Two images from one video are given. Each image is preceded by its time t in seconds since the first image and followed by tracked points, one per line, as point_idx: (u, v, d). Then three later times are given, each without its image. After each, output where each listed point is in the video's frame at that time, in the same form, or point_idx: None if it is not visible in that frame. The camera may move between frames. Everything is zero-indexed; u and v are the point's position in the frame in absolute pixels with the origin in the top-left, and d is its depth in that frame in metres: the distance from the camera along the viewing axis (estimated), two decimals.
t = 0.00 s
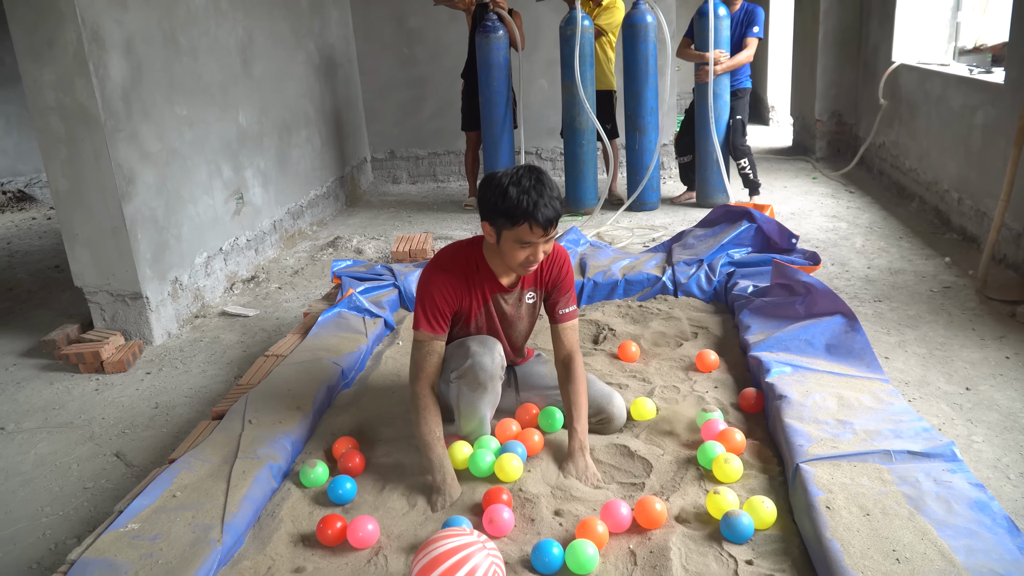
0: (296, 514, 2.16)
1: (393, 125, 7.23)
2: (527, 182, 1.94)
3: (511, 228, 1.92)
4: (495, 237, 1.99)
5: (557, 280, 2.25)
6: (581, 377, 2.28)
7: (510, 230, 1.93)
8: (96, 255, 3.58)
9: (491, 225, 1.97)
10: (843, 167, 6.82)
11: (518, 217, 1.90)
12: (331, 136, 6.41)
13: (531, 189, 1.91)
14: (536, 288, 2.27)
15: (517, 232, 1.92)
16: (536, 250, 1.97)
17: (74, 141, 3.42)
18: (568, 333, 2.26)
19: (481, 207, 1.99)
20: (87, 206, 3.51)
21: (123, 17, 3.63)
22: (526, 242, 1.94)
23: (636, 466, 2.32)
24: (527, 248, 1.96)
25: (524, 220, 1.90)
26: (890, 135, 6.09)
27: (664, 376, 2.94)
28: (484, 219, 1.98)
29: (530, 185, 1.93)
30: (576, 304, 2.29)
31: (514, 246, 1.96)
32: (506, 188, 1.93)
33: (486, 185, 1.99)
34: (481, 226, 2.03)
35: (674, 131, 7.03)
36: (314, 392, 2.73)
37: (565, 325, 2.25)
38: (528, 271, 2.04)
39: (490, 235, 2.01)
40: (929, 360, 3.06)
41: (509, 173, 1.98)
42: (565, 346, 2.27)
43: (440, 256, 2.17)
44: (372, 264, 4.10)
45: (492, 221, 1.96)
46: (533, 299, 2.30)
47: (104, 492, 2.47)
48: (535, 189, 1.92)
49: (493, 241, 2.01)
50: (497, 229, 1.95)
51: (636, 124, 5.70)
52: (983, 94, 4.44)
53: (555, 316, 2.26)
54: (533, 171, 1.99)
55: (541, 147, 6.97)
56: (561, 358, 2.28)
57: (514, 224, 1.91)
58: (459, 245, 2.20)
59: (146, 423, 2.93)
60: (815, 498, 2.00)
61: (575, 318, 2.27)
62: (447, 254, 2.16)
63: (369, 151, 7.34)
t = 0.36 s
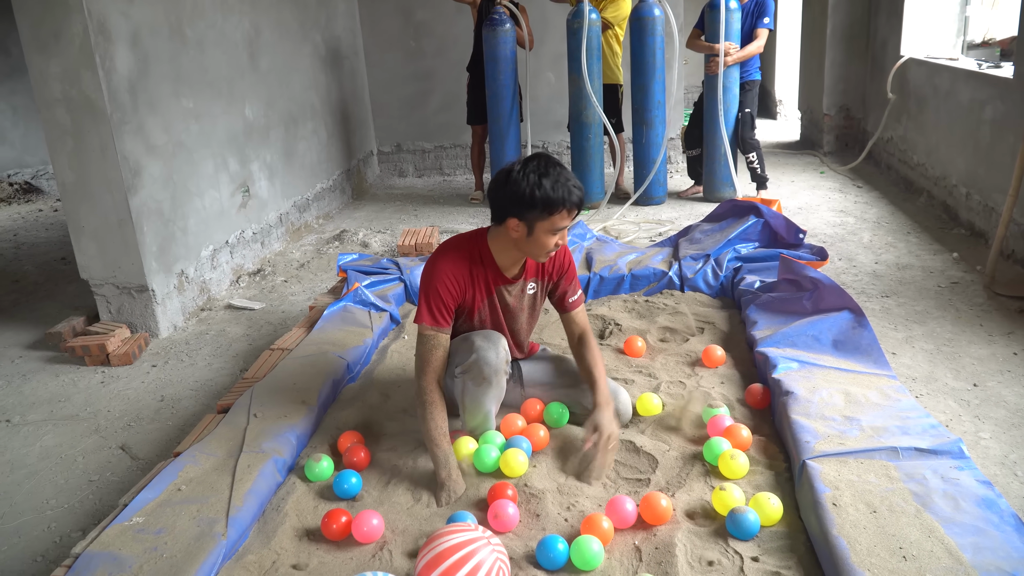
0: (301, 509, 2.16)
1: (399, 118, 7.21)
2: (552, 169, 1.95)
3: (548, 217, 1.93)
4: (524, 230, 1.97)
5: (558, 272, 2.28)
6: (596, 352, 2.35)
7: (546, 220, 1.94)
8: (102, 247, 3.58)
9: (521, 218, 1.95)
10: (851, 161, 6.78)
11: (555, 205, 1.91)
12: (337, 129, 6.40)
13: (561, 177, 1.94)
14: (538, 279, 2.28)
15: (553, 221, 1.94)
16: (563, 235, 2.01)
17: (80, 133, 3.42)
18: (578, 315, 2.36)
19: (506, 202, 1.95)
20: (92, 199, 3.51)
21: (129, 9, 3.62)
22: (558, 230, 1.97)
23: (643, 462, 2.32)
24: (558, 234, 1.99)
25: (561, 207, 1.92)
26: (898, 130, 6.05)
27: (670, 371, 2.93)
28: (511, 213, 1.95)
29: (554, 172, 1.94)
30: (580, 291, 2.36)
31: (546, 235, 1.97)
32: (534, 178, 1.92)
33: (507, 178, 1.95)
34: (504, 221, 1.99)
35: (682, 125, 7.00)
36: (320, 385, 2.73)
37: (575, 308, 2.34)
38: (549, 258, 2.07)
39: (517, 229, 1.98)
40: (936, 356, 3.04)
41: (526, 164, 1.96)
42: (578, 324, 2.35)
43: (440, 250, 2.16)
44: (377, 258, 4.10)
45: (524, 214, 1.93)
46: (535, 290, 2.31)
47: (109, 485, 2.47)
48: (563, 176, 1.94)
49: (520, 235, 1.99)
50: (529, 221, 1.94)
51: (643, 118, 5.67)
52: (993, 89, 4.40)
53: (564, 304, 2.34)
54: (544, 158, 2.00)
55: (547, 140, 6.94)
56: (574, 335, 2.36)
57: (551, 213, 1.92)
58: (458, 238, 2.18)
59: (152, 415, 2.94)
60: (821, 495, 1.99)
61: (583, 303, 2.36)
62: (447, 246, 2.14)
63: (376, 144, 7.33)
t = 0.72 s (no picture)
0: (304, 504, 2.16)
1: (404, 111, 7.19)
2: (581, 164, 1.99)
3: (576, 211, 1.97)
4: (552, 222, 1.99)
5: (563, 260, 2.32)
6: (603, 317, 2.60)
7: (573, 213, 1.97)
8: (106, 240, 3.58)
9: (549, 209, 1.97)
10: (857, 158, 6.74)
11: (585, 199, 1.95)
12: (343, 122, 6.39)
13: (589, 172, 1.98)
14: (545, 267, 2.31)
15: (580, 214, 1.98)
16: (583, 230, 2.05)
17: (85, 125, 3.42)
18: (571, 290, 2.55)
19: (535, 192, 1.96)
20: (97, 191, 3.51)
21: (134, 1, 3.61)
22: (581, 224, 2.01)
23: (647, 459, 2.31)
24: (579, 228, 2.03)
25: (588, 201, 1.97)
26: (905, 126, 6.01)
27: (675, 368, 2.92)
28: (540, 203, 1.97)
29: (584, 167, 1.99)
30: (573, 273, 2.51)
31: (571, 229, 2.00)
32: (567, 170, 1.95)
33: (538, 170, 1.96)
34: (531, 211, 1.99)
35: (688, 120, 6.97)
36: (323, 379, 2.73)
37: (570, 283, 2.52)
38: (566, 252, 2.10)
39: (543, 220, 2.00)
40: (942, 354, 3.03)
41: (555, 156, 1.99)
42: (574, 297, 2.55)
43: (452, 244, 2.15)
44: (382, 252, 4.09)
45: (554, 206, 1.96)
46: (543, 280, 2.33)
47: (112, 478, 2.47)
48: (591, 172, 1.98)
49: (545, 226, 2.01)
50: (557, 213, 1.97)
51: (649, 113, 5.64)
52: (1001, 86, 4.37)
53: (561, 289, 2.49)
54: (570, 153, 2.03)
55: (552, 135, 6.92)
56: (573, 306, 2.56)
57: (579, 207, 1.96)
58: (468, 232, 2.18)
59: (155, 408, 2.94)
60: (827, 493, 1.98)
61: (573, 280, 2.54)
62: (459, 239, 2.14)
63: (381, 138, 7.31)
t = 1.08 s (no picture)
0: (305, 503, 2.15)
1: (405, 107, 7.17)
2: (608, 172, 1.96)
3: (597, 218, 1.96)
4: (571, 225, 1.98)
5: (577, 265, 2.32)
6: (637, 347, 2.44)
7: (593, 220, 1.96)
8: (107, 236, 3.57)
9: (570, 213, 1.96)
10: (859, 155, 6.72)
11: (607, 207, 1.94)
12: (343, 118, 6.37)
13: (616, 181, 1.96)
14: (557, 274, 2.29)
15: (600, 222, 1.97)
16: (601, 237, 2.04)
17: (85, 121, 3.40)
18: (600, 309, 2.44)
19: (560, 194, 1.95)
20: (98, 187, 3.50)
21: None
22: (599, 231, 2.00)
23: (649, 459, 2.30)
24: (597, 235, 2.02)
25: (609, 210, 1.95)
26: (907, 123, 5.99)
27: (677, 367, 2.91)
28: (562, 205, 1.95)
29: (612, 174, 1.97)
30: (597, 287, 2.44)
31: (588, 235, 2.00)
32: (594, 177, 1.93)
33: (565, 172, 1.94)
34: (552, 212, 1.98)
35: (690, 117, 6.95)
36: (324, 378, 2.72)
37: (595, 302, 2.42)
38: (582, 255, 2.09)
39: (564, 222, 1.99)
40: (944, 352, 3.02)
41: (584, 159, 1.97)
42: (604, 318, 2.44)
43: (471, 236, 2.15)
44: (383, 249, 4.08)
45: (576, 211, 1.94)
46: (555, 284, 2.31)
47: (112, 476, 2.47)
48: (617, 180, 1.97)
49: (564, 228, 2.00)
50: (577, 218, 1.96)
51: (651, 110, 5.62)
52: (1003, 83, 4.35)
53: (585, 299, 2.41)
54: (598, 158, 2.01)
55: (554, 131, 6.90)
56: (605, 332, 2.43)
57: (600, 215, 1.95)
58: (489, 226, 2.19)
59: (156, 406, 2.93)
60: (830, 493, 1.98)
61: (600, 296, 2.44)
62: (478, 232, 2.14)
63: (382, 134, 7.29)
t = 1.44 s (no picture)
0: (304, 503, 2.15)
1: (405, 105, 7.15)
2: (602, 171, 1.93)
3: (580, 214, 1.92)
4: (557, 218, 1.97)
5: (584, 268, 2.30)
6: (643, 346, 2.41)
7: (577, 215, 1.93)
8: (105, 235, 3.56)
9: (556, 206, 1.95)
10: (859, 154, 6.71)
11: (591, 204, 1.90)
12: (342, 117, 6.36)
13: (608, 180, 1.92)
14: (564, 274, 2.28)
15: (585, 219, 1.93)
16: (594, 240, 1.98)
17: (83, 119, 3.39)
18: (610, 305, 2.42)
19: (548, 186, 1.97)
20: (96, 186, 3.48)
21: None
22: (588, 231, 1.95)
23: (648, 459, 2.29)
24: (587, 236, 1.97)
25: (594, 207, 1.91)
26: (907, 122, 5.98)
27: (677, 366, 2.90)
28: (549, 197, 1.96)
29: (608, 174, 1.94)
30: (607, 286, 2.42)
31: (575, 232, 1.96)
32: (583, 170, 1.92)
33: (557, 166, 1.96)
34: (543, 205, 2.00)
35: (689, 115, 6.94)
36: (323, 377, 2.71)
37: (604, 300, 2.40)
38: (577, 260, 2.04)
39: (551, 216, 1.99)
40: (944, 352, 3.01)
41: (584, 158, 1.98)
42: (614, 314, 2.42)
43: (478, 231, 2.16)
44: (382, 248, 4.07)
45: (560, 203, 1.94)
46: (560, 286, 2.30)
47: (110, 476, 2.46)
48: (611, 181, 1.92)
49: (552, 222, 1.99)
50: (563, 211, 1.94)
51: (650, 108, 5.61)
52: (1003, 82, 4.34)
53: (593, 296, 2.39)
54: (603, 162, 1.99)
55: (553, 130, 6.89)
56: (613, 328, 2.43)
57: (584, 210, 1.91)
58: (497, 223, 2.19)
59: (154, 405, 2.92)
60: (831, 494, 1.97)
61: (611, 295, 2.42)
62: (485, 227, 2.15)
63: (381, 133, 7.28)
